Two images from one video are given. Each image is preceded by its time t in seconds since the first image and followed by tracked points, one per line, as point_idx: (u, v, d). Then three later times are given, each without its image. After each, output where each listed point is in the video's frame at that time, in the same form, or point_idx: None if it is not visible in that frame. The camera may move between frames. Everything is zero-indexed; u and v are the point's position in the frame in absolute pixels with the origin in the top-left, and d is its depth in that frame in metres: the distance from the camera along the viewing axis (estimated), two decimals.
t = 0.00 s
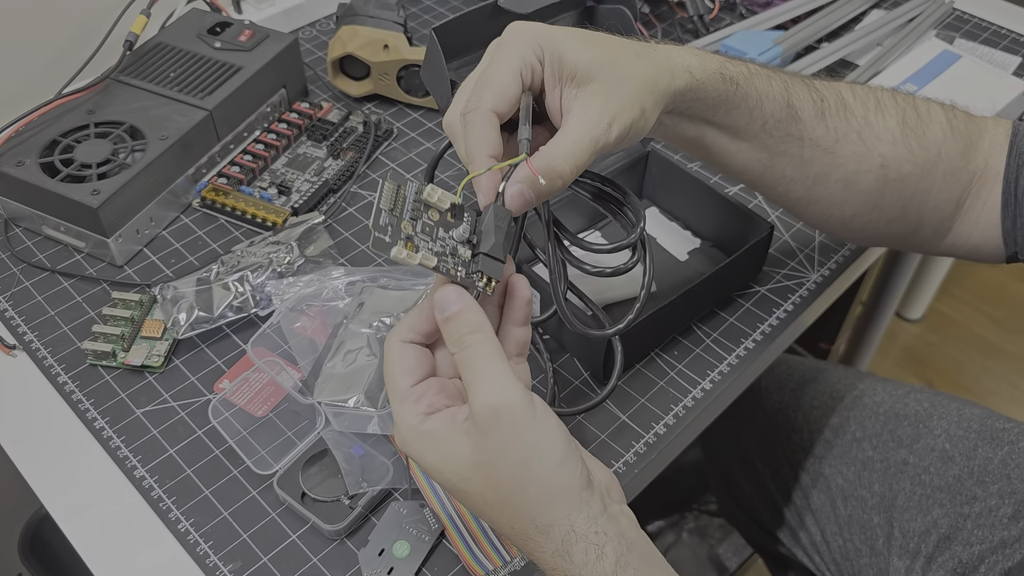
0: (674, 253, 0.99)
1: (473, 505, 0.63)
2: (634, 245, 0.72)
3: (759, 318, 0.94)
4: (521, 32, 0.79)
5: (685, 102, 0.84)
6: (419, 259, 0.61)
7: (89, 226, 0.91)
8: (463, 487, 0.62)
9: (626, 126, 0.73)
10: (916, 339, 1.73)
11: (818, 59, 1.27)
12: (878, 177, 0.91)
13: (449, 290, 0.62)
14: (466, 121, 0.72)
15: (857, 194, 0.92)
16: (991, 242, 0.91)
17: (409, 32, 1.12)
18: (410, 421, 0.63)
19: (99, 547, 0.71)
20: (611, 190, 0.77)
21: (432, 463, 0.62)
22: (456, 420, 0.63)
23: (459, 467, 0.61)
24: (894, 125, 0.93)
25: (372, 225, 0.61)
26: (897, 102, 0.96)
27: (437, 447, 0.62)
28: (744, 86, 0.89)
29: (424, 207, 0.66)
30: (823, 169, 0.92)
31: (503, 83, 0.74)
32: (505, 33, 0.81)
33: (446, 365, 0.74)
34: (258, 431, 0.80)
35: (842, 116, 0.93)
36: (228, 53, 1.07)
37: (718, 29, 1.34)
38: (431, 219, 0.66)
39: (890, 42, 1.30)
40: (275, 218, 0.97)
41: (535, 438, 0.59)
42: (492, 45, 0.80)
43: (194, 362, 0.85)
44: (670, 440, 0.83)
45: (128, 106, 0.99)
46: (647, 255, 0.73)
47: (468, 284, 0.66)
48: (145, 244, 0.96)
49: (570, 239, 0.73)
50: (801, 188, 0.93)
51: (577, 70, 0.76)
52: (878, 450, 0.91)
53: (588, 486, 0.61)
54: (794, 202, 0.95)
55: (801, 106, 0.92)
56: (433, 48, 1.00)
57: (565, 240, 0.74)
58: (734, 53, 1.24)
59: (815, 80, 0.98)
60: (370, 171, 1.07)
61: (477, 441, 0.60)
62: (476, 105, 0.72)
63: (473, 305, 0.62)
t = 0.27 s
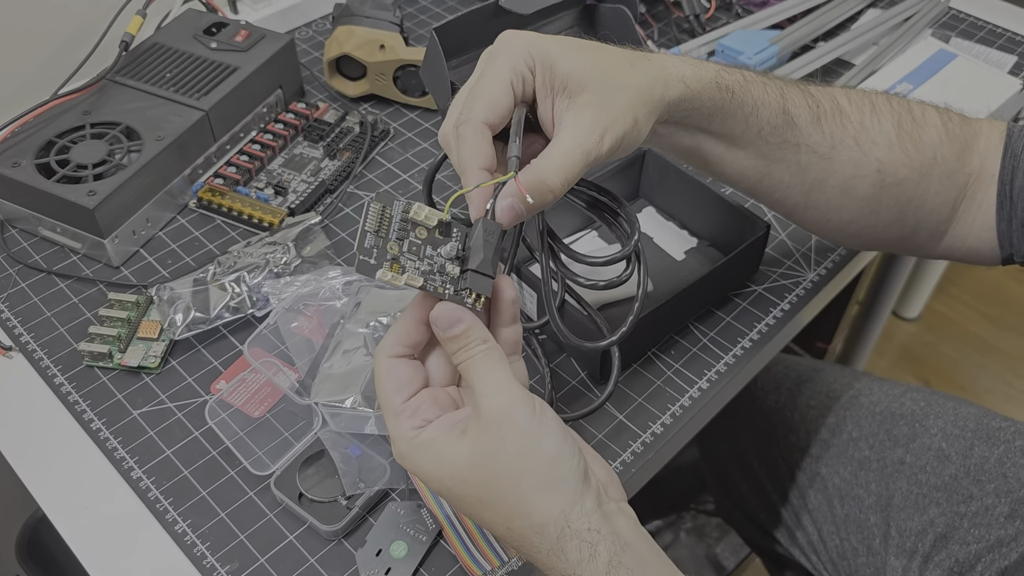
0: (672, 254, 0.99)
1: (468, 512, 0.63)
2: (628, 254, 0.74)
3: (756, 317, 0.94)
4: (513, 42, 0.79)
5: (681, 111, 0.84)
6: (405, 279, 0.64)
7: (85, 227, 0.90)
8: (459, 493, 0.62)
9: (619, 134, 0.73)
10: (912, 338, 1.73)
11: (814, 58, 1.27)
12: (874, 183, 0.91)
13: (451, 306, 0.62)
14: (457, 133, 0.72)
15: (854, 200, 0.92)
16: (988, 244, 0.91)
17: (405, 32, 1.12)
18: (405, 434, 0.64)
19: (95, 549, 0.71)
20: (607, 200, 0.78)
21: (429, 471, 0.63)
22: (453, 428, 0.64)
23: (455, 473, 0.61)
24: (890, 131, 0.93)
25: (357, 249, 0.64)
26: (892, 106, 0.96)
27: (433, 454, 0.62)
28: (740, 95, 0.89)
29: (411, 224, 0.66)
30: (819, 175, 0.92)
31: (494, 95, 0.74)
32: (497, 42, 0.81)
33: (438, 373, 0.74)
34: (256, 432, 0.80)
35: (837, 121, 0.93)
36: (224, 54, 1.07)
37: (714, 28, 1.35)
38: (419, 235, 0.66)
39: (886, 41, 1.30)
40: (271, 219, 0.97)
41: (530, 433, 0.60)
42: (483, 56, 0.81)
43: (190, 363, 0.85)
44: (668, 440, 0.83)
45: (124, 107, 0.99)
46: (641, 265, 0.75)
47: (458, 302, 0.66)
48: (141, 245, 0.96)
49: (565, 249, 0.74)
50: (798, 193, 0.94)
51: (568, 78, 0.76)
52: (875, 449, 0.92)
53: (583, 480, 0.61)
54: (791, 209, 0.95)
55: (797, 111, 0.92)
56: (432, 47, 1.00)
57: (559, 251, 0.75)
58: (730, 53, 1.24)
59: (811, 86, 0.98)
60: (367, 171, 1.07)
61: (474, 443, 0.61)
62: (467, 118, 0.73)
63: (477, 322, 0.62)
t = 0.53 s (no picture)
0: (667, 254, 0.99)
1: (470, 500, 0.64)
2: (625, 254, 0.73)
3: (751, 317, 0.94)
4: (507, 41, 0.79)
5: (677, 111, 0.84)
6: (398, 267, 0.63)
7: (80, 228, 0.90)
8: (460, 482, 0.62)
9: (615, 131, 0.73)
10: (909, 337, 1.74)
11: (810, 58, 1.27)
12: (869, 184, 0.92)
13: (441, 297, 0.63)
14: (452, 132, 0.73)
15: (848, 201, 0.93)
16: (983, 244, 0.91)
17: (400, 33, 1.12)
18: (405, 422, 0.64)
19: (91, 550, 0.70)
20: (603, 199, 0.77)
21: (429, 460, 0.63)
22: (453, 416, 0.64)
23: (456, 462, 0.61)
24: (884, 133, 0.93)
25: (352, 232, 0.63)
26: (887, 108, 0.96)
27: (434, 444, 0.62)
28: (735, 96, 0.89)
29: (407, 212, 0.66)
30: (814, 176, 0.92)
31: (488, 93, 0.74)
32: (491, 43, 0.81)
33: (437, 361, 0.74)
34: (251, 433, 0.80)
35: (832, 123, 0.93)
36: (219, 55, 1.07)
37: (710, 28, 1.35)
38: (415, 224, 0.66)
39: (882, 41, 1.31)
40: (267, 219, 0.97)
41: (532, 420, 0.60)
42: (479, 55, 0.81)
43: (186, 364, 0.85)
44: (664, 439, 0.83)
45: (120, 108, 0.99)
46: (637, 265, 0.74)
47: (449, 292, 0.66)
48: (137, 246, 0.96)
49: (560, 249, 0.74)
50: (793, 197, 0.94)
51: (563, 75, 0.76)
52: (871, 448, 0.92)
53: (585, 468, 0.61)
54: (786, 211, 0.95)
55: (791, 113, 0.92)
56: (426, 48, 1.00)
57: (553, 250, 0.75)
58: (725, 53, 1.25)
59: (806, 88, 0.98)
60: (363, 172, 1.07)
61: (473, 433, 0.61)
62: (462, 116, 0.73)
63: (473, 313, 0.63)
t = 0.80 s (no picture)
0: (665, 254, 1.00)
1: (465, 503, 0.64)
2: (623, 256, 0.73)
3: (748, 318, 0.94)
4: (505, 44, 0.80)
5: (675, 115, 0.84)
6: (400, 267, 0.62)
7: (77, 229, 0.90)
8: (455, 485, 0.62)
9: (616, 132, 0.73)
10: (907, 337, 1.74)
11: (807, 58, 1.27)
12: (865, 187, 0.92)
13: (437, 301, 0.63)
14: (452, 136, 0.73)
15: (844, 204, 0.93)
16: (980, 246, 0.91)
17: (397, 33, 1.12)
18: (400, 424, 0.64)
19: (88, 551, 0.70)
20: (602, 202, 0.77)
21: (424, 463, 0.63)
22: (448, 418, 0.64)
23: (450, 466, 0.61)
24: (881, 136, 0.93)
25: (356, 229, 0.62)
26: (884, 112, 0.96)
27: (428, 446, 0.62)
28: (732, 98, 0.89)
29: (409, 214, 0.65)
30: (811, 179, 0.93)
31: (486, 97, 0.75)
32: (489, 46, 0.82)
33: (433, 363, 0.74)
34: (249, 433, 0.80)
35: (828, 127, 0.93)
36: (216, 55, 1.07)
37: (707, 28, 1.35)
38: (416, 225, 0.66)
39: (878, 41, 1.31)
40: (264, 220, 0.97)
41: (527, 425, 0.60)
42: (478, 58, 0.81)
43: (183, 365, 0.85)
44: (661, 439, 0.83)
45: (116, 109, 0.99)
46: (635, 267, 0.74)
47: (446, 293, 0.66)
48: (134, 247, 0.96)
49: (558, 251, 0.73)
50: (789, 200, 0.94)
51: (561, 78, 0.76)
52: (869, 448, 0.92)
53: (580, 474, 0.61)
54: (783, 213, 0.95)
55: (788, 116, 0.92)
56: (423, 48, 1.00)
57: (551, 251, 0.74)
58: (722, 53, 1.25)
59: (803, 90, 0.98)
60: (360, 173, 1.07)
61: (467, 437, 0.61)
62: (461, 121, 0.73)
63: (467, 316, 0.63)
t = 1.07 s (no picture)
0: (664, 254, 1.00)
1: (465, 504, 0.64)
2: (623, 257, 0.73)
3: (747, 318, 0.94)
4: (506, 47, 0.80)
5: (676, 115, 0.84)
6: (408, 263, 0.62)
7: (77, 230, 0.90)
8: (455, 487, 0.63)
9: (618, 133, 0.73)
10: (906, 337, 1.74)
11: (806, 58, 1.27)
12: (863, 188, 0.92)
13: (429, 300, 0.64)
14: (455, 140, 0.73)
15: (843, 205, 0.93)
16: (979, 246, 0.92)
17: (397, 34, 1.12)
18: (399, 424, 0.64)
19: (87, 551, 0.71)
20: (604, 205, 0.77)
21: (424, 464, 0.63)
22: (447, 420, 0.64)
23: (450, 469, 0.61)
24: (880, 138, 0.93)
25: (368, 220, 0.62)
26: (883, 113, 0.96)
27: (428, 448, 0.62)
28: (731, 98, 0.89)
29: (419, 210, 0.66)
30: (809, 180, 0.93)
31: (489, 100, 0.75)
32: (490, 49, 0.82)
33: (429, 361, 0.74)
34: (248, 434, 0.80)
35: (827, 129, 0.93)
36: (216, 56, 1.07)
37: (706, 29, 1.35)
38: (424, 223, 0.67)
39: (877, 41, 1.31)
40: (263, 221, 0.97)
41: (524, 428, 0.59)
42: (479, 62, 0.81)
43: (183, 365, 0.85)
44: (660, 439, 0.83)
45: (116, 110, 0.99)
46: (635, 268, 0.74)
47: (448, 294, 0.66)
48: (134, 248, 0.96)
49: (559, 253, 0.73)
50: (787, 201, 0.94)
51: (563, 79, 0.76)
52: (868, 448, 0.92)
53: (580, 478, 0.61)
54: (782, 213, 0.95)
55: (787, 118, 0.92)
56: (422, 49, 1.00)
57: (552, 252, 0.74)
58: (721, 53, 1.25)
59: (802, 92, 0.98)
60: (359, 173, 1.07)
61: (466, 441, 0.61)
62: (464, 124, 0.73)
63: (460, 316, 0.63)
